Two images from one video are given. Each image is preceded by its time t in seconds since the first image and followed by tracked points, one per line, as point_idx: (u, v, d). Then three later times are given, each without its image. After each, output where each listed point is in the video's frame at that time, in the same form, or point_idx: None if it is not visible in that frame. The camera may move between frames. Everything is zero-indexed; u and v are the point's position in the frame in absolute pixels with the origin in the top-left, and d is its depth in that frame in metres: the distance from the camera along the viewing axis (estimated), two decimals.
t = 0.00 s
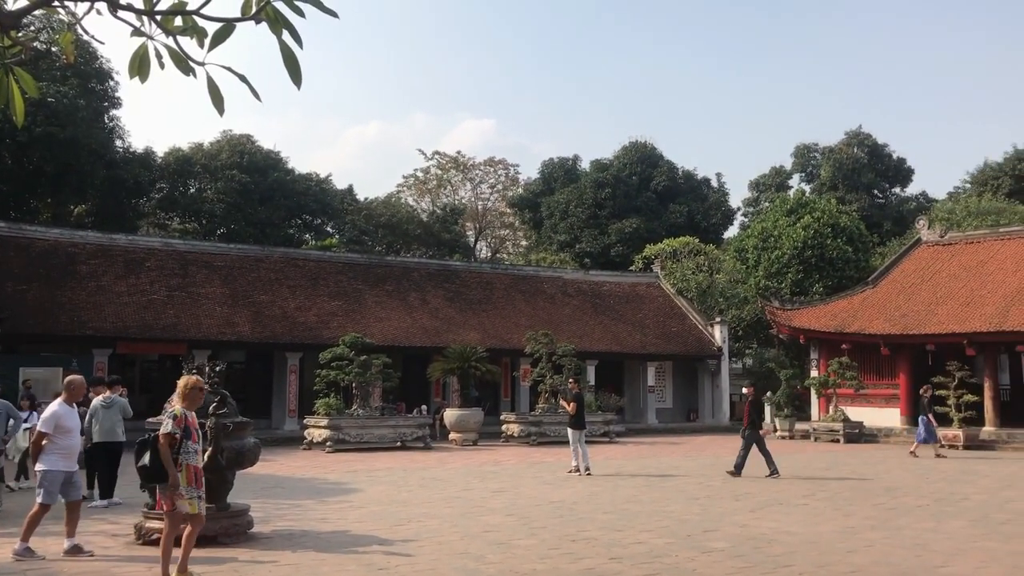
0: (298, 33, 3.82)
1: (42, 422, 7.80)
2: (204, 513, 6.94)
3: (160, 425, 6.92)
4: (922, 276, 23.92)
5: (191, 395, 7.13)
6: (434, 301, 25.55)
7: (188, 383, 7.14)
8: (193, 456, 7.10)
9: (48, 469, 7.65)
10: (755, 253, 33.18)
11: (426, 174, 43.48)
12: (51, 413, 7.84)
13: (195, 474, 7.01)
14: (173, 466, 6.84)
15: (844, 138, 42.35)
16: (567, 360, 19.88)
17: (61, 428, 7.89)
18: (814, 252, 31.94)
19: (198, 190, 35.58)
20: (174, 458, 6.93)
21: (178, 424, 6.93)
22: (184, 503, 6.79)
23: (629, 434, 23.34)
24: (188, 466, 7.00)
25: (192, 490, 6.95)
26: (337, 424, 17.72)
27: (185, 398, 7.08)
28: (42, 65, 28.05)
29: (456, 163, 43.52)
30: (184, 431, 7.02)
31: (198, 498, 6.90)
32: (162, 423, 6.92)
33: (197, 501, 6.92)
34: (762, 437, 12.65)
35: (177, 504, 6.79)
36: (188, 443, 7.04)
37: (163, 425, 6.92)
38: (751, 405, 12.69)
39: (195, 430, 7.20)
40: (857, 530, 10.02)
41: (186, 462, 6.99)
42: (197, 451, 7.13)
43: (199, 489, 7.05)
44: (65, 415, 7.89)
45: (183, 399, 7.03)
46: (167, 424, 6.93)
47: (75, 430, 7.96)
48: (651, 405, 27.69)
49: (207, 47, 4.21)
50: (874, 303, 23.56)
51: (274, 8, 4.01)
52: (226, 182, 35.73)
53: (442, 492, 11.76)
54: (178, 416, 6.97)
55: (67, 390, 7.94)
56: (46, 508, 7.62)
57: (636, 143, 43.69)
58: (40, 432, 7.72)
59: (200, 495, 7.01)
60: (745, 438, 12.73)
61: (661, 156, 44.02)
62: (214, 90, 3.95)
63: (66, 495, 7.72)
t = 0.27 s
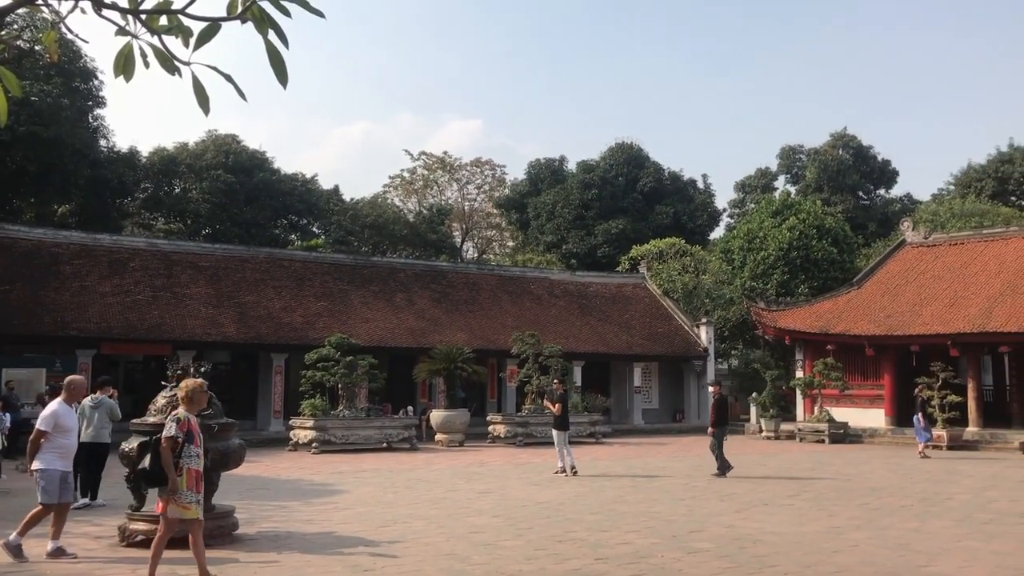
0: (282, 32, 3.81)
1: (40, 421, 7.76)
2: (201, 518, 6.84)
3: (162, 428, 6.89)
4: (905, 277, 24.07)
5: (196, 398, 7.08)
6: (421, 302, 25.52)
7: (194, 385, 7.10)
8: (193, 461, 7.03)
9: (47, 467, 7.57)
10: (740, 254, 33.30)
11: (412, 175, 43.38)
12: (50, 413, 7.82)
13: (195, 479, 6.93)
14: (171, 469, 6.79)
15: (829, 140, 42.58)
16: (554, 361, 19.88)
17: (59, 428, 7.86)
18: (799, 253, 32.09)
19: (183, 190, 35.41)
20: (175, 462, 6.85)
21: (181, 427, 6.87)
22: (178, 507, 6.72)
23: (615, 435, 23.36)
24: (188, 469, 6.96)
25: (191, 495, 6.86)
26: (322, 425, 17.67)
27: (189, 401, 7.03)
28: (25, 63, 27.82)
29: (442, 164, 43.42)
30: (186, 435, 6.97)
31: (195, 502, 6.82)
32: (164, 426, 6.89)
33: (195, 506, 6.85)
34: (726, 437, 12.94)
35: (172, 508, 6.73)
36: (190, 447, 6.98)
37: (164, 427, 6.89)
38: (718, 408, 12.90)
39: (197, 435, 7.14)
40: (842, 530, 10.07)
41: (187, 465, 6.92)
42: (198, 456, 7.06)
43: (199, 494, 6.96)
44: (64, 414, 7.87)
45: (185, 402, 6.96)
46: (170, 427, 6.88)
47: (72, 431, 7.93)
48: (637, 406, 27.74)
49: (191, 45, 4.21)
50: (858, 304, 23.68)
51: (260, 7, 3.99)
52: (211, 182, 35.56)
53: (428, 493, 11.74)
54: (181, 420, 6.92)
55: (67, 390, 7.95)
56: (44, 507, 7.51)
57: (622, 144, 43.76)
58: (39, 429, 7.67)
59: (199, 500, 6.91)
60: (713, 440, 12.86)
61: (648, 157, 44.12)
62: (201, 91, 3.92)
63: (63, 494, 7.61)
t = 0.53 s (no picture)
0: (268, 34, 3.82)
1: (34, 420, 7.70)
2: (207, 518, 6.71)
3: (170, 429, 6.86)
4: (891, 278, 24.20)
5: (203, 397, 7.00)
6: (408, 302, 25.49)
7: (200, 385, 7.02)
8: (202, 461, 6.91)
9: (41, 467, 7.54)
10: (727, 255, 33.39)
11: (399, 174, 43.30)
12: (45, 412, 7.77)
13: (202, 478, 6.81)
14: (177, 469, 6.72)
15: (815, 141, 42.79)
16: (541, 361, 19.90)
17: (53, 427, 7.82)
18: (785, 254, 32.21)
19: (168, 189, 35.26)
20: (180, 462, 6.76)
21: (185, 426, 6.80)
22: (182, 507, 6.62)
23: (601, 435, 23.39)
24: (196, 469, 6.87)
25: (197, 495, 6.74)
26: (309, 425, 17.63)
27: (195, 400, 6.95)
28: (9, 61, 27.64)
29: (430, 164, 43.33)
30: (192, 434, 6.87)
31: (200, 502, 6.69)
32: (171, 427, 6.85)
33: (202, 505, 6.73)
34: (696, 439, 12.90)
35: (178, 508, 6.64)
36: (195, 447, 6.86)
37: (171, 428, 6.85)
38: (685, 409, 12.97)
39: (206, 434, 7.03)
40: (827, 530, 10.12)
41: (193, 466, 6.81)
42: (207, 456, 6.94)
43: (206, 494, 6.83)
44: (59, 414, 7.83)
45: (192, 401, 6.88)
46: (175, 428, 6.81)
47: (67, 430, 7.89)
48: (624, 406, 27.81)
49: (177, 43, 4.16)
50: (844, 304, 23.78)
51: (247, 7, 3.98)
52: (197, 182, 35.38)
53: (415, 493, 11.72)
54: (187, 419, 6.86)
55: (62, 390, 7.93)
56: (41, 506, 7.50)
57: (610, 145, 43.84)
58: (34, 429, 7.63)
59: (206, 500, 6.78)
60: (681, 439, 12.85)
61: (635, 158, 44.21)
62: (187, 88, 3.86)
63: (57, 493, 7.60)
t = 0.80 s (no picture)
0: (256, 29, 3.80)
1: (25, 420, 7.66)
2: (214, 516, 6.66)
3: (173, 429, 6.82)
4: (876, 278, 24.31)
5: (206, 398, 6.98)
6: (395, 302, 25.45)
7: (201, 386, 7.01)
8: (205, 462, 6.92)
9: (31, 466, 7.47)
10: (713, 255, 33.48)
11: (387, 174, 43.21)
12: (36, 412, 7.72)
13: (207, 477, 6.81)
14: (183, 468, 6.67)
15: (801, 142, 42.95)
16: (528, 361, 19.91)
17: (44, 428, 7.77)
18: (771, 254, 32.31)
19: (154, 189, 35.10)
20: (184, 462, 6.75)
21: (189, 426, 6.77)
22: (193, 506, 6.55)
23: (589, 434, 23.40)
24: (200, 469, 6.82)
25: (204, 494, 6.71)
26: (295, 426, 17.58)
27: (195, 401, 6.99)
28: None
29: (417, 164, 43.20)
30: (196, 434, 6.90)
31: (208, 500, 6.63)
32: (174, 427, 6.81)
33: (208, 505, 6.67)
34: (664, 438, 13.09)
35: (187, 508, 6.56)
36: (199, 447, 6.88)
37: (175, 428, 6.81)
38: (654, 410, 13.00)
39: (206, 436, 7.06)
40: (813, 529, 10.15)
41: (198, 465, 6.81)
42: (209, 457, 6.95)
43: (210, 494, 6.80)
44: (50, 415, 7.78)
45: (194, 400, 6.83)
46: (179, 428, 6.82)
47: (57, 431, 7.84)
48: (611, 406, 27.81)
49: (164, 43, 4.20)
50: (830, 305, 23.89)
51: (235, 6, 3.98)
52: (184, 181, 35.18)
53: (402, 493, 11.70)
54: (192, 419, 6.85)
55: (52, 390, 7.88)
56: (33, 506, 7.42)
57: (597, 145, 43.90)
58: (26, 428, 7.58)
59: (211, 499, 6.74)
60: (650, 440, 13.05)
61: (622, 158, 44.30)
62: (174, 87, 3.93)
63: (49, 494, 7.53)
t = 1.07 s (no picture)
0: (241, 30, 3.79)
1: (17, 422, 7.58)
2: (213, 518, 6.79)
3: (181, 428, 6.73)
4: (861, 279, 24.43)
5: (202, 397, 6.97)
6: (381, 301, 25.41)
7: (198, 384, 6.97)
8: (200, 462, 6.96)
9: (25, 468, 7.43)
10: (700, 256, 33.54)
11: (373, 173, 43.15)
12: (27, 413, 7.64)
13: (209, 479, 6.89)
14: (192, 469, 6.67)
15: (787, 143, 43.12)
16: (514, 361, 19.91)
17: (36, 428, 7.70)
18: (757, 254, 32.42)
19: (139, 187, 34.92)
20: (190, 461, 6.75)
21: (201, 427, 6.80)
22: (195, 507, 6.59)
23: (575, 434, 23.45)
24: (202, 470, 6.88)
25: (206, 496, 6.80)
26: (281, 426, 17.53)
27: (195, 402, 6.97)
28: None
29: (404, 163, 43.24)
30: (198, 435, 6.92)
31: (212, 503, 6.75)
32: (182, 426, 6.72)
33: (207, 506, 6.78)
34: (630, 437, 13.06)
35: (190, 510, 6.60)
36: (202, 448, 6.93)
37: (184, 427, 6.73)
38: (624, 407, 13.04)
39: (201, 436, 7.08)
40: (798, 528, 10.20)
41: (201, 466, 6.86)
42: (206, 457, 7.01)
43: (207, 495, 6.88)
44: (42, 415, 7.71)
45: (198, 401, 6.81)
46: (189, 428, 6.75)
47: (49, 432, 7.79)
48: (597, 405, 27.83)
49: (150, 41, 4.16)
50: (815, 305, 23.99)
51: (221, 5, 3.95)
52: (169, 179, 35.05)
53: (388, 493, 11.68)
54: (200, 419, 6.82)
55: (43, 391, 7.82)
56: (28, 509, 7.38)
57: (584, 145, 43.96)
58: (17, 431, 7.51)
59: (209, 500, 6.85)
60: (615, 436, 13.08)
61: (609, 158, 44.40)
62: (159, 88, 3.89)
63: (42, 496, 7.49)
